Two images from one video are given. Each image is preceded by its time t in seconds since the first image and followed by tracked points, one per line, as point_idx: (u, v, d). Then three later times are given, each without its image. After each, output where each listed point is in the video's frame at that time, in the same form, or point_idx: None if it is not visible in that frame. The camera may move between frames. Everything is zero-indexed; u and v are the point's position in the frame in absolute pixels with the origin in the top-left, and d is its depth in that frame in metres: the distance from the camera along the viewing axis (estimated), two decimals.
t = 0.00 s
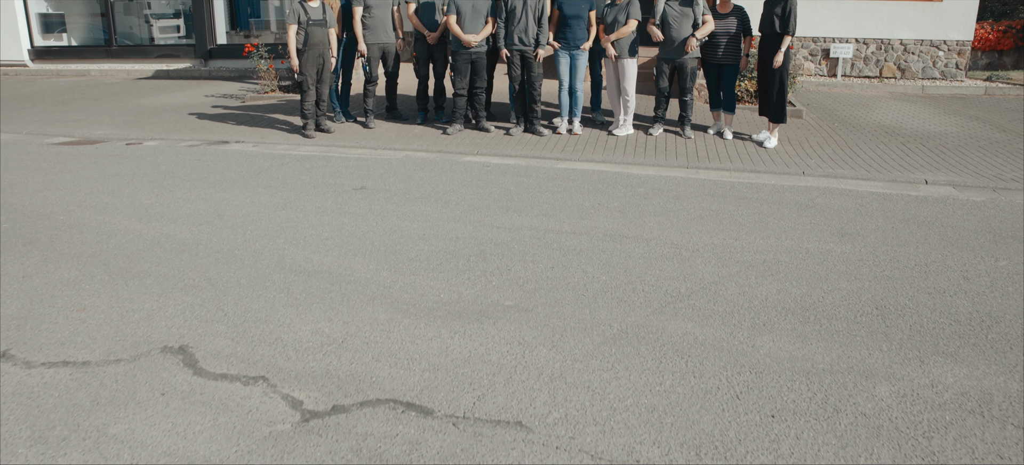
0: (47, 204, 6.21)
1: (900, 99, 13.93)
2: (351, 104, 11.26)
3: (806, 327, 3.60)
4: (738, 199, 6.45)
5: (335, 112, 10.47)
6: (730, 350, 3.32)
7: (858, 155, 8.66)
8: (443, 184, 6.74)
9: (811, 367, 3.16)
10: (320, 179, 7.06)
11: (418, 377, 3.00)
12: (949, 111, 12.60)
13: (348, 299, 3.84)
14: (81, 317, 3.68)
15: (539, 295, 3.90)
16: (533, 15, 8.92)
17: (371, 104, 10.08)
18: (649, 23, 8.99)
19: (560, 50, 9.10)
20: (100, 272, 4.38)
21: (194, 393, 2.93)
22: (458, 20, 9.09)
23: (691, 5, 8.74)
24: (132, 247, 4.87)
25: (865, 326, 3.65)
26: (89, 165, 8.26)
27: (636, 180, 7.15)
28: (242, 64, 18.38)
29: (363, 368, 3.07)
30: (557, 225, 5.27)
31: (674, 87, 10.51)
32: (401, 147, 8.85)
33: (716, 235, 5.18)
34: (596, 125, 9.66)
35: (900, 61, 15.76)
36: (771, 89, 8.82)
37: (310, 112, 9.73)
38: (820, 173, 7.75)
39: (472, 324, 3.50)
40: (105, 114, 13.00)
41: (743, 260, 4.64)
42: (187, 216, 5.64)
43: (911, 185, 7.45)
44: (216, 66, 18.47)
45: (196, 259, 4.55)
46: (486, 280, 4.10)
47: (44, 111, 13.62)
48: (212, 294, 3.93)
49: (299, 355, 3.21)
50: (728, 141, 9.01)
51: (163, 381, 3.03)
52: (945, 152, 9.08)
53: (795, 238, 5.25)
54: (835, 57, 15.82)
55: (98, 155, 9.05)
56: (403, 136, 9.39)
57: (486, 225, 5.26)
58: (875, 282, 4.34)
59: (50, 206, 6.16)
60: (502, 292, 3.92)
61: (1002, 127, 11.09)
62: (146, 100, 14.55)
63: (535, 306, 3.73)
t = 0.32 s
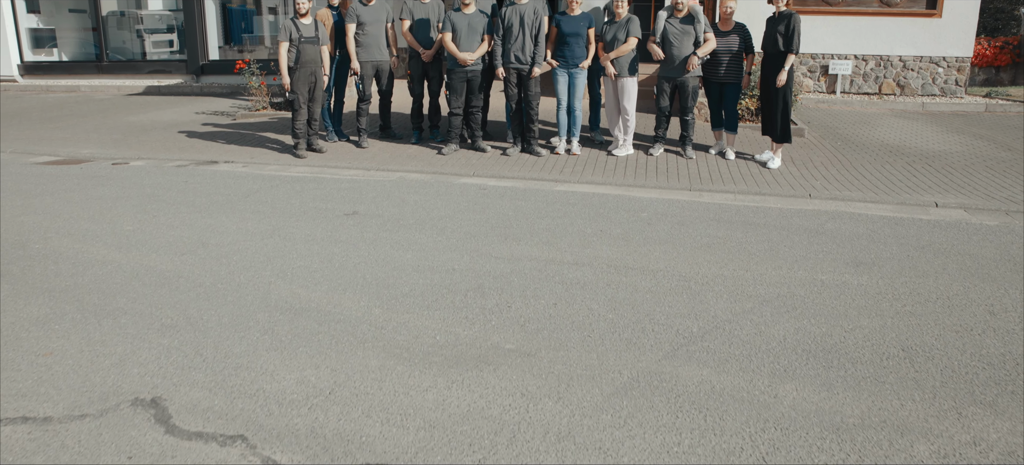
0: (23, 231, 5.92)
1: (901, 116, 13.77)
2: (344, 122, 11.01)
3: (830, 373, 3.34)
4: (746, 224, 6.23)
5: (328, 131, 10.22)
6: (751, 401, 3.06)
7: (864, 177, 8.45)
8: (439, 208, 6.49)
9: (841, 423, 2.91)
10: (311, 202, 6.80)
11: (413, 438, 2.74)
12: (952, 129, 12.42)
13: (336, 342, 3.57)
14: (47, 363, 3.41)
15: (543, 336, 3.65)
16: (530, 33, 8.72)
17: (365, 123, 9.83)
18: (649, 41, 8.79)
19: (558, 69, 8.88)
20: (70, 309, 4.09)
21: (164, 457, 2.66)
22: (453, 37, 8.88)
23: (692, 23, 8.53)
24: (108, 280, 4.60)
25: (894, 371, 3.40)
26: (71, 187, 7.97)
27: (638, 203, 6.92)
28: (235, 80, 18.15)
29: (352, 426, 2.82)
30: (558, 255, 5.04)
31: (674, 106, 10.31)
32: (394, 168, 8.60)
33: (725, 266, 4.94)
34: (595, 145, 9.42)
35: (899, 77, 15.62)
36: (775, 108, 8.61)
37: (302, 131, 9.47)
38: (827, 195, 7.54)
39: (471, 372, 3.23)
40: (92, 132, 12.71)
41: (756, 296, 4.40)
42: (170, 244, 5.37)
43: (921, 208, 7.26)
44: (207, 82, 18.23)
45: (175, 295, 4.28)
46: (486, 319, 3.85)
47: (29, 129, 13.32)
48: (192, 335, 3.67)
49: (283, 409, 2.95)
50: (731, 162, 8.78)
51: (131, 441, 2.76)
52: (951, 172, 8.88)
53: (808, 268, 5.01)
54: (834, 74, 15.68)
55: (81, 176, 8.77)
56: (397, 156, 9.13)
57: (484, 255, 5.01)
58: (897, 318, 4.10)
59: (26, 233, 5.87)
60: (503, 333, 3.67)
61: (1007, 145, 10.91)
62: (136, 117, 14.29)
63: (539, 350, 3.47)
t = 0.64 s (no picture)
0: None
1: (903, 136, 13.58)
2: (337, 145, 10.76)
3: (863, 433, 3.10)
4: (755, 256, 5.98)
5: (320, 153, 9.97)
6: None
7: (873, 201, 8.24)
8: (435, 238, 6.23)
9: None
10: (302, 231, 6.53)
11: None
12: (956, 149, 12.25)
13: (325, 399, 3.28)
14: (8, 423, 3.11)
15: (551, 389, 3.39)
16: (528, 54, 8.50)
17: (358, 146, 9.57)
18: (651, 62, 8.57)
19: (557, 91, 8.66)
20: (39, 356, 3.80)
21: None
22: (449, 59, 8.66)
23: (694, 44, 8.32)
24: (82, 321, 4.31)
25: (931, 430, 3.15)
26: (53, 213, 7.69)
27: (642, 232, 6.68)
28: (227, 99, 17.91)
29: None
30: (564, 292, 4.79)
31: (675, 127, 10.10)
32: (389, 193, 8.35)
33: (738, 305, 4.70)
34: (595, 169, 9.18)
35: (899, 97, 15.46)
36: (780, 132, 8.37)
37: (294, 154, 9.22)
38: (836, 222, 7.31)
39: (475, 436, 2.97)
40: (80, 153, 12.42)
41: (773, 339, 4.15)
42: (151, 279, 5.08)
43: (934, 236, 7.04)
44: (200, 101, 17.97)
45: (153, 339, 3.99)
46: (489, 369, 3.59)
47: (15, 149, 13.02)
48: (169, 388, 3.38)
49: None
50: (735, 186, 8.56)
51: None
52: (961, 196, 8.67)
53: (826, 306, 4.77)
54: (833, 93, 15.52)
55: (64, 201, 8.48)
56: (391, 181, 8.87)
57: (485, 293, 4.75)
58: (927, 364, 3.86)
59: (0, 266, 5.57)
60: (506, 387, 3.40)
61: (1013, 167, 10.72)
62: (125, 137, 14.01)
63: (547, 408, 3.21)
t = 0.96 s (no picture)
0: None
1: (904, 157, 13.41)
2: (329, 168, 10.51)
3: None
4: (764, 286, 5.75)
5: (312, 176, 9.72)
6: None
7: (880, 226, 8.03)
8: (430, 268, 5.97)
9: None
10: (292, 260, 6.27)
11: None
12: (958, 170, 12.10)
13: (312, 460, 3.03)
14: None
15: (559, 445, 3.16)
16: (525, 76, 8.29)
17: (351, 169, 9.34)
18: (651, 84, 8.38)
19: (556, 113, 8.46)
20: (4, 406, 3.53)
21: None
22: (444, 80, 8.45)
23: (696, 65, 8.13)
24: (54, 363, 4.03)
25: None
26: (32, 240, 7.41)
27: (644, 261, 6.43)
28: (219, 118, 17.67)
29: None
30: (568, 329, 4.54)
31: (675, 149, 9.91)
32: (383, 218, 8.10)
33: (750, 343, 4.46)
34: (594, 193, 8.95)
35: (898, 116, 15.28)
36: (784, 155, 8.16)
37: (284, 177, 8.97)
38: (844, 248, 7.10)
39: None
40: (65, 175, 12.12)
41: (791, 381, 3.91)
42: (131, 315, 4.81)
43: (947, 263, 6.83)
44: (191, 120, 17.73)
45: (127, 386, 3.72)
46: (491, 420, 3.35)
47: None
48: (143, 446, 3.13)
49: None
50: (738, 211, 8.35)
51: None
52: (968, 220, 8.47)
53: (844, 343, 4.54)
54: (832, 112, 15.36)
55: (46, 226, 8.20)
56: (385, 205, 8.63)
57: (484, 330, 4.51)
58: (957, 411, 3.63)
59: None
60: (509, 442, 3.17)
61: (1018, 189, 10.55)
62: (114, 158, 13.74)
63: None
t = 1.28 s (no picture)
0: None
1: (902, 174, 13.23)
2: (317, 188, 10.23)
3: None
4: (772, 316, 5.48)
5: (299, 197, 9.43)
6: None
7: (885, 249, 7.81)
8: (420, 298, 5.67)
9: None
10: (276, 289, 5.98)
11: None
12: (959, 188, 11.92)
13: None
14: None
15: None
16: (519, 94, 8.04)
17: (340, 190, 9.05)
18: (648, 102, 8.15)
19: (551, 132, 8.22)
20: None
21: None
22: (436, 98, 8.20)
23: (695, 83, 7.90)
24: (13, 411, 3.74)
25: None
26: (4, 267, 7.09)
27: (644, 289, 6.16)
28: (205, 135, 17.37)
29: None
30: (569, 368, 4.28)
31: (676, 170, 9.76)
32: (372, 241, 7.82)
33: (762, 382, 4.20)
34: (590, 214, 8.70)
35: (894, 133, 15.17)
36: (786, 176, 7.93)
37: (270, 199, 8.67)
38: (850, 273, 6.85)
39: None
40: (45, 194, 11.78)
41: (810, 427, 3.65)
42: (101, 354, 4.51)
43: (957, 288, 6.60)
44: (177, 137, 17.40)
45: (91, 439, 3.44)
46: None
47: None
48: None
49: None
50: (739, 233, 8.11)
51: None
52: (974, 241, 8.26)
53: (862, 380, 4.29)
54: (827, 130, 15.23)
55: (20, 251, 7.87)
56: (374, 228, 8.34)
57: (480, 368, 4.24)
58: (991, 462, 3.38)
59: None
60: None
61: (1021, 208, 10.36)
62: (95, 177, 13.39)
63: None
